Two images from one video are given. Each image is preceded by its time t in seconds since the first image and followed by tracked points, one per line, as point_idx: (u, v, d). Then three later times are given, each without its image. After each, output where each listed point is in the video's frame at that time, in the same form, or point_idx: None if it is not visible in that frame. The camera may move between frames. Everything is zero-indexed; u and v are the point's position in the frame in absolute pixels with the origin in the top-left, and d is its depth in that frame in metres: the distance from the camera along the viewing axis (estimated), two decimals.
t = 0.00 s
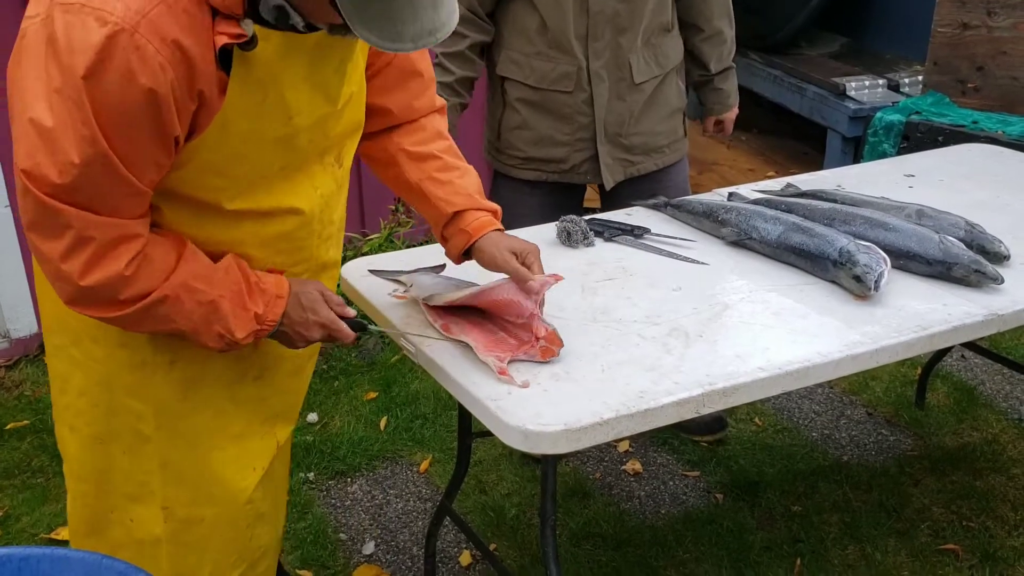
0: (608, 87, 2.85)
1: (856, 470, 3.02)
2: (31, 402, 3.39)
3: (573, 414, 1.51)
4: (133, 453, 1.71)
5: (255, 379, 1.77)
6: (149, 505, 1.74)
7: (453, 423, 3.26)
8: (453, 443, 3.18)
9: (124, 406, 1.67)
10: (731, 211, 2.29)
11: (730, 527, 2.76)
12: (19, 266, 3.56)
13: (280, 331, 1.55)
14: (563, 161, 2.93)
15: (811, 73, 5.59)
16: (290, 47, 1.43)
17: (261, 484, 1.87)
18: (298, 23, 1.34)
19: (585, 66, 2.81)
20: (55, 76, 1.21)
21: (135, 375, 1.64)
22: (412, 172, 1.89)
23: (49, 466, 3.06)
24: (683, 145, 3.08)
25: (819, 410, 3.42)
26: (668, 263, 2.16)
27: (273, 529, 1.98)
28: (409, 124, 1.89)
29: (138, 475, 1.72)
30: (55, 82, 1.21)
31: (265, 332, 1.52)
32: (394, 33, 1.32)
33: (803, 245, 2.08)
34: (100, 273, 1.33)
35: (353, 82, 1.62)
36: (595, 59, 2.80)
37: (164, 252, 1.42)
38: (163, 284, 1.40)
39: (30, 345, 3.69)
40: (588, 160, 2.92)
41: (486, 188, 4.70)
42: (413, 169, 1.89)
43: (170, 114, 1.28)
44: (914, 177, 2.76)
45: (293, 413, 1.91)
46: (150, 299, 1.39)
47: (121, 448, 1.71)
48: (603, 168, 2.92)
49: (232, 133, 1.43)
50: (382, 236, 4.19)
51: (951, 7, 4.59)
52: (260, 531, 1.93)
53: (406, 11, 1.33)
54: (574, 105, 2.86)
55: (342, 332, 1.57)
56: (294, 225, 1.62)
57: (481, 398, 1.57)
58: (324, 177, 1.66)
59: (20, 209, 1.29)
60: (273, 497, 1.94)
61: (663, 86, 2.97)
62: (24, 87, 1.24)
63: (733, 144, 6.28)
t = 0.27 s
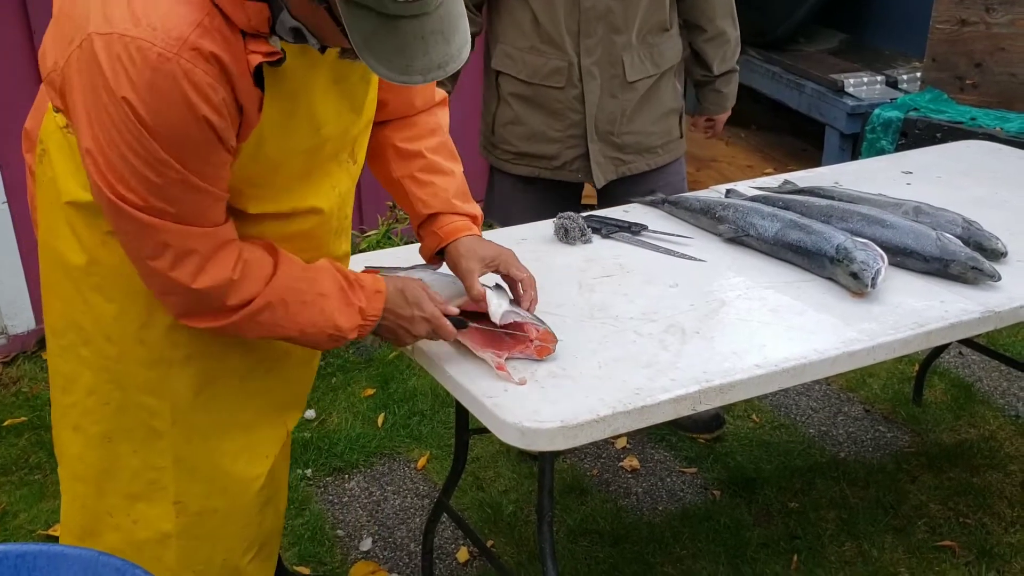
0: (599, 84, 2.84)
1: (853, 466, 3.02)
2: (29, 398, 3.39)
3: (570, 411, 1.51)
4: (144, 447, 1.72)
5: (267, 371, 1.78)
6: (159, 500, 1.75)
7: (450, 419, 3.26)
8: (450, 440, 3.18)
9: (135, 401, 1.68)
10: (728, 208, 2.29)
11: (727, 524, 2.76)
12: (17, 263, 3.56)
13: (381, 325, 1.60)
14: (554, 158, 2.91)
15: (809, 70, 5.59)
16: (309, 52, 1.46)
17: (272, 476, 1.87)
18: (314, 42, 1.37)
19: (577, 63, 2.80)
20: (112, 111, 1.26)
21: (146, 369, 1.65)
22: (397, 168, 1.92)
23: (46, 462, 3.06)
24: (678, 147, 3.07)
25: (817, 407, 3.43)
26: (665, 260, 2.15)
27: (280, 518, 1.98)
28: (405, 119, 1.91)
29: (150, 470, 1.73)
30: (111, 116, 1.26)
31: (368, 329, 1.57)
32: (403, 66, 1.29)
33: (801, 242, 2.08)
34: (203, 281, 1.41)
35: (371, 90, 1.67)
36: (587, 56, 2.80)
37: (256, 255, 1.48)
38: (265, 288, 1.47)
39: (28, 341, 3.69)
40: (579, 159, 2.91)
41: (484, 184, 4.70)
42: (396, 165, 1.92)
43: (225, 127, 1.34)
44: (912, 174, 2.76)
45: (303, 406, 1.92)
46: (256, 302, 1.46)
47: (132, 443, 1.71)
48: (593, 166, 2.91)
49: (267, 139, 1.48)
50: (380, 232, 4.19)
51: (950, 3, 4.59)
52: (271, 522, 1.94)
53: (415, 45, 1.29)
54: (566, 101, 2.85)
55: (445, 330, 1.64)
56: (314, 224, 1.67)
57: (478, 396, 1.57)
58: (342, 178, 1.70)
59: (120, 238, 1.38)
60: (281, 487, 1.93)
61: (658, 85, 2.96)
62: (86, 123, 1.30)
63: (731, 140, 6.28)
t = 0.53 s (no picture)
0: (608, 84, 2.84)
1: (852, 466, 3.02)
2: (27, 397, 3.39)
3: (569, 411, 1.51)
4: (156, 447, 1.72)
5: (274, 363, 1.79)
6: (173, 498, 1.74)
7: (449, 418, 3.26)
8: (449, 439, 3.18)
9: (146, 399, 1.68)
10: (728, 207, 2.29)
11: (726, 523, 2.76)
12: (15, 262, 3.55)
13: (428, 318, 1.65)
14: (563, 157, 2.92)
15: (809, 69, 5.59)
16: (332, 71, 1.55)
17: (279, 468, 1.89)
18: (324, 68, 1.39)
19: (586, 63, 2.80)
20: (144, 133, 1.29)
21: (157, 368, 1.66)
22: (404, 172, 1.92)
23: (45, 462, 3.05)
24: (687, 146, 3.06)
25: (816, 406, 3.42)
26: (664, 259, 2.15)
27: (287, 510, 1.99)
28: (410, 120, 1.91)
29: (161, 469, 1.73)
30: (146, 137, 1.30)
31: (417, 322, 1.61)
32: (410, 97, 1.32)
33: (800, 241, 2.08)
34: (259, 276, 1.44)
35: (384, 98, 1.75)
36: (596, 56, 2.80)
37: (306, 247, 1.52)
38: (317, 279, 1.50)
39: (26, 340, 3.69)
40: (588, 158, 2.92)
41: (484, 183, 4.70)
42: (404, 169, 1.92)
43: (251, 132, 1.36)
44: (911, 173, 2.76)
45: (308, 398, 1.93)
46: (311, 293, 1.49)
47: (142, 443, 1.71)
48: (601, 165, 2.92)
49: (292, 152, 1.57)
50: (379, 231, 4.19)
51: (950, 2, 4.59)
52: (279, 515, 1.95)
53: (423, 78, 1.32)
54: (574, 101, 2.85)
55: (495, 336, 1.67)
56: (326, 224, 1.73)
57: (477, 396, 1.57)
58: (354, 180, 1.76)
59: (175, 247, 1.42)
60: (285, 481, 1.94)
61: (667, 84, 2.95)
62: (124, 145, 1.34)
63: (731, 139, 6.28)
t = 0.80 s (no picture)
0: (621, 79, 2.84)
1: (851, 464, 3.02)
2: (25, 395, 3.38)
3: (567, 410, 1.50)
4: (153, 444, 1.71)
5: (270, 361, 1.79)
6: (169, 495, 1.73)
7: (448, 417, 3.26)
8: (448, 437, 3.18)
9: (143, 397, 1.68)
10: (727, 205, 2.28)
11: (725, 521, 2.76)
12: (12, 260, 3.55)
13: (432, 313, 1.67)
14: (576, 154, 2.92)
15: (809, 66, 5.58)
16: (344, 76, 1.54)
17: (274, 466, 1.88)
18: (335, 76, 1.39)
19: (599, 58, 2.80)
20: (152, 136, 1.28)
21: (153, 367, 1.65)
22: (398, 180, 1.92)
23: (43, 460, 3.05)
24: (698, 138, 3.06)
25: (815, 404, 3.42)
26: (663, 258, 2.15)
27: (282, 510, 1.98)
28: (409, 128, 1.91)
29: (157, 467, 1.72)
30: (153, 140, 1.29)
31: (420, 318, 1.61)
32: (424, 107, 1.32)
33: (799, 239, 2.07)
34: (262, 276, 1.43)
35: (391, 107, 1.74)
36: (609, 51, 2.80)
37: (309, 246, 1.51)
38: (320, 278, 1.50)
39: (24, 338, 3.68)
40: (601, 154, 2.92)
41: (483, 180, 4.69)
42: (398, 177, 1.92)
43: (258, 135, 1.35)
44: (910, 171, 2.76)
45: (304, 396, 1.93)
46: (314, 292, 1.49)
47: (138, 440, 1.71)
48: (615, 161, 2.92)
49: (298, 156, 1.56)
50: (378, 229, 4.18)
51: None
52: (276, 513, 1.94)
53: (437, 88, 1.32)
54: (587, 98, 2.85)
55: (498, 331, 1.67)
56: (325, 226, 1.74)
57: (475, 395, 1.57)
58: (354, 181, 1.77)
59: (180, 249, 1.42)
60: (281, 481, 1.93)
61: (676, 77, 2.96)
62: (132, 148, 1.33)
63: (730, 137, 6.27)
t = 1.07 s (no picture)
0: (626, 76, 2.85)
1: (850, 461, 3.01)
2: (21, 393, 3.37)
3: (565, 408, 1.49)
4: (151, 444, 1.70)
5: (267, 360, 1.78)
6: (166, 494, 1.72)
7: (446, 415, 3.25)
8: (445, 435, 3.17)
9: (141, 397, 1.66)
10: (725, 202, 2.27)
11: (723, 519, 2.75)
12: (8, 258, 3.53)
13: (428, 317, 1.67)
14: (584, 150, 2.92)
15: (808, 63, 5.57)
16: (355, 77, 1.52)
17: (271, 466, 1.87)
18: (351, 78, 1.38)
19: (606, 57, 2.81)
20: (164, 136, 1.27)
21: (152, 367, 1.64)
22: (397, 177, 1.91)
23: (39, 459, 3.04)
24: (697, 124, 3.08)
25: (814, 402, 3.42)
26: (662, 255, 2.14)
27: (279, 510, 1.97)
28: (409, 124, 1.90)
29: (155, 467, 1.71)
30: (164, 140, 1.28)
31: (418, 322, 1.61)
32: (442, 109, 1.32)
33: (797, 237, 2.06)
34: (263, 279, 1.43)
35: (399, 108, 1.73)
36: (616, 49, 2.81)
37: (311, 249, 1.51)
38: (321, 281, 1.49)
39: (20, 336, 3.66)
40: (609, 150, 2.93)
41: (482, 177, 4.68)
42: (396, 174, 1.91)
43: (270, 138, 1.35)
44: (910, 168, 2.75)
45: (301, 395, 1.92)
46: (315, 295, 1.48)
47: (136, 439, 1.70)
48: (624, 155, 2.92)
49: (306, 157, 1.55)
50: (376, 227, 4.17)
51: None
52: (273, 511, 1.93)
53: (456, 89, 1.31)
54: (595, 97, 2.85)
55: (490, 335, 1.66)
56: (327, 225, 1.74)
57: (471, 394, 1.56)
58: (357, 179, 1.76)
59: (184, 250, 1.41)
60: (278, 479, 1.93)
61: (676, 68, 2.97)
62: (142, 147, 1.32)
63: (728, 134, 6.26)
